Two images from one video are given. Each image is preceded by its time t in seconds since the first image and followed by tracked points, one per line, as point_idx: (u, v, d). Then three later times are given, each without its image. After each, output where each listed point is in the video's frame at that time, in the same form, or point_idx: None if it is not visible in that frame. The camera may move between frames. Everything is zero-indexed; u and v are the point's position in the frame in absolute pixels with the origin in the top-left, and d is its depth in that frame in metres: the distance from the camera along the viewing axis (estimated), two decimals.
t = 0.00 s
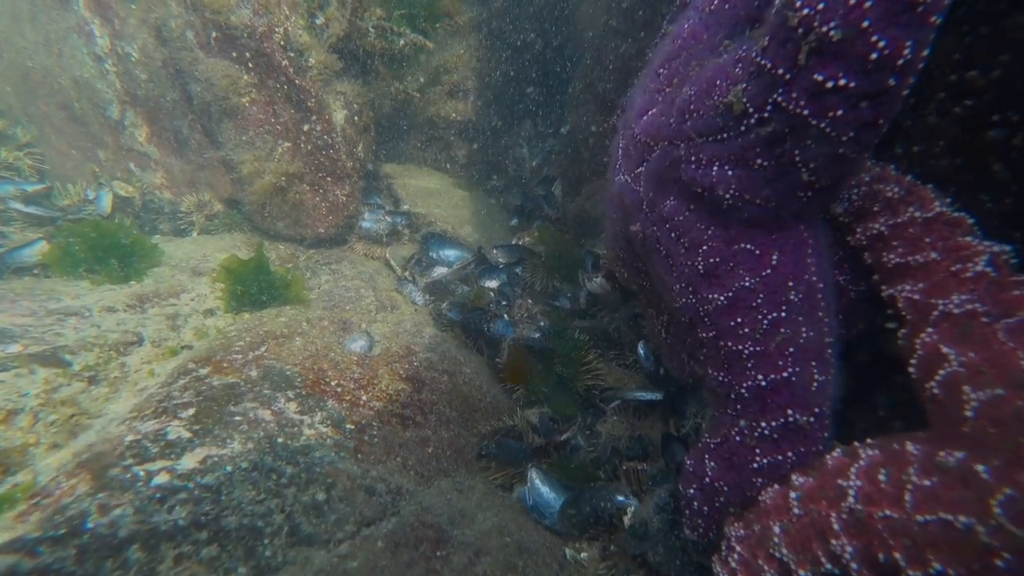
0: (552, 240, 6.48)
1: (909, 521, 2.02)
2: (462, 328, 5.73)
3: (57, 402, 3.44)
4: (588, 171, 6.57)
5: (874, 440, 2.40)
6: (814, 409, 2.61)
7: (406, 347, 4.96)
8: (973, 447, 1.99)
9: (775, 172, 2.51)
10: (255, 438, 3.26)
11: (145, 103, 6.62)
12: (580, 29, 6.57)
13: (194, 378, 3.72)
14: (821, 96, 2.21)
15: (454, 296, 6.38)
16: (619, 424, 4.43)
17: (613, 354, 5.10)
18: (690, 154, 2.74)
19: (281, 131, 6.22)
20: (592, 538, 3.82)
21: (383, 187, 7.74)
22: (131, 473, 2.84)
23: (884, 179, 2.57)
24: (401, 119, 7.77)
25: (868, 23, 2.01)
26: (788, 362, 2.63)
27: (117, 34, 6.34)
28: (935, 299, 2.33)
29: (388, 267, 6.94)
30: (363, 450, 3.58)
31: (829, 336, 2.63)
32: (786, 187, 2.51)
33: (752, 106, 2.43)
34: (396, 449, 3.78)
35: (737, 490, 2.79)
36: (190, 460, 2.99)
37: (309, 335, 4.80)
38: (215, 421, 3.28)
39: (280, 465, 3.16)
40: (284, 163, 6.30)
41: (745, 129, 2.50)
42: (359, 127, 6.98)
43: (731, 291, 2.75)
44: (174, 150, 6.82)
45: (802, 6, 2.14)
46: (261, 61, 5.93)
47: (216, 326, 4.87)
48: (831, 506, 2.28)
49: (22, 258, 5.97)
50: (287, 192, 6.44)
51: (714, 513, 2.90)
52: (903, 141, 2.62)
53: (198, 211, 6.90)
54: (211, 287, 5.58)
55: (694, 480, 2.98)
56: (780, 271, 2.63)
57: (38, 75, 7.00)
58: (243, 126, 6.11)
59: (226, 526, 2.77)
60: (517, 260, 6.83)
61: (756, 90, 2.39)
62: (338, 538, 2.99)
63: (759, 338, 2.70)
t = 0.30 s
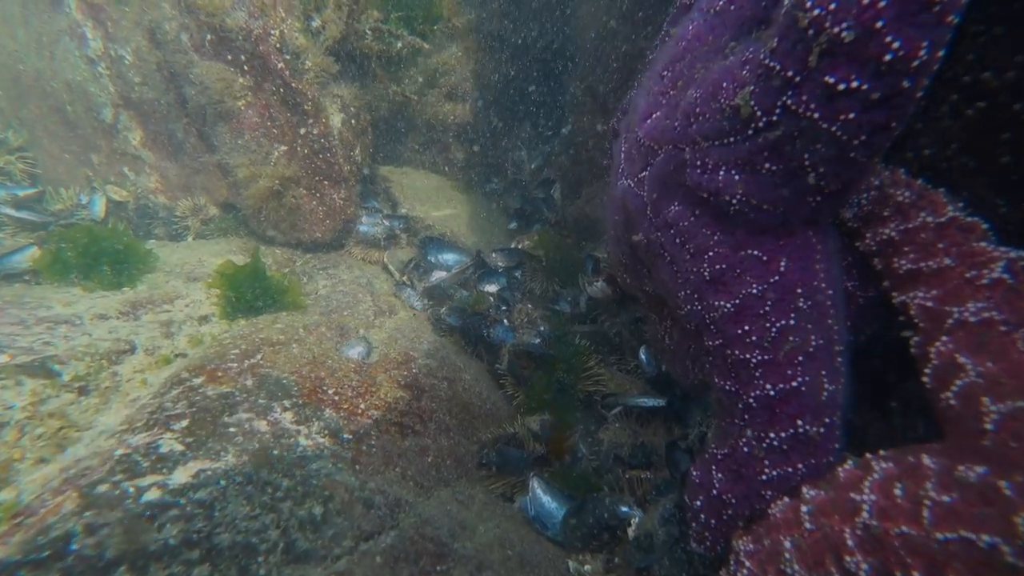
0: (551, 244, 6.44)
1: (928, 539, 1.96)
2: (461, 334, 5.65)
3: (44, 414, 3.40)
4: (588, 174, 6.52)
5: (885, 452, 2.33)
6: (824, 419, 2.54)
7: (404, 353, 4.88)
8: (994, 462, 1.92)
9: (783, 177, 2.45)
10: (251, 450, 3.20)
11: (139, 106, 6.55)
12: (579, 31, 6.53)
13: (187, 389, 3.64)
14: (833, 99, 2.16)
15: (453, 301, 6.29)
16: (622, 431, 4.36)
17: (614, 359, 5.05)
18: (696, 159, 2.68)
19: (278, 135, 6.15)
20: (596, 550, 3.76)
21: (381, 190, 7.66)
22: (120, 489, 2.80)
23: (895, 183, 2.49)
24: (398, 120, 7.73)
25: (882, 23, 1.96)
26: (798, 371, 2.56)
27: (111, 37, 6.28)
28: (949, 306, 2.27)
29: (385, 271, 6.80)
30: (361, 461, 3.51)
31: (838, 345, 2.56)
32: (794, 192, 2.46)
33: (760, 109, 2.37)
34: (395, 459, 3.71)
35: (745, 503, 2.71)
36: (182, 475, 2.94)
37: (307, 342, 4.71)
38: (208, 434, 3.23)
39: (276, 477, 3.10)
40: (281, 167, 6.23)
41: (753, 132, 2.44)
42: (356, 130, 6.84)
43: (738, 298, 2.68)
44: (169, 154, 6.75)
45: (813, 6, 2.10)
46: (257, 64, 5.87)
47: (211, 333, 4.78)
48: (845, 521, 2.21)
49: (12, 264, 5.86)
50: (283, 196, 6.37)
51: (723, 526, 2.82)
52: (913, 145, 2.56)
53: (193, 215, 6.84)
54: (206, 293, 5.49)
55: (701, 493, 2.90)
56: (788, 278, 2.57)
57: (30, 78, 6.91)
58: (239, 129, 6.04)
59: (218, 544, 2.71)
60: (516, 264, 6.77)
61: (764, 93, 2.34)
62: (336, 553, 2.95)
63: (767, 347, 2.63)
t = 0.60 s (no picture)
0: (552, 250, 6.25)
1: (947, 561, 1.88)
2: (460, 340, 5.60)
3: (28, 428, 3.41)
4: (587, 178, 6.46)
5: (897, 467, 2.27)
6: (833, 432, 2.46)
7: (402, 360, 4.80)
8: (1014, 481, 1.86)
9: (791, 185, 2.39)
10: (243, 464, 3.17)
11: (132, 110, 6.49)
12: (577, 34, 6.49)
13: (178, 401, 3.59)
14: (842, 105, 2.10)
15: (451, 307, 6.22)
16: (623, 439, 4.23)
17: (613, 365, 4.96)
18: (700, 165, 2.62)
19: (274, 139, 6.08)
20: (598, 564, 3.62)
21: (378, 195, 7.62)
22: (104, 507, 2.79)
23: (904, 189, 2.43)
24: (395, 123, 7.60)
25: (895, 27, 1.91)
26: (806, 383, 2.49)
27: (103, 40, 6.23)
28: (963, 316, 2.19)
29: (383, 276, 6.76)
30: (357, 473, 3.46)
31: (847, 355, 2.49)
32: (801, 200, 2.40)
33: (767, 115, 2.32)
34: (393, 470, 3.66)
35: (753, 517, 2.62)
36: (171, 490, 2.94)
37: (302, 350, 4.63)
38: (199, 448, 3.20)
39: (270, 492, 3.06)
40: (276, 172, 6.15)
41: (759, 139, 2.39)
42: (353, 133, 6.77)
43: (744, 307, 2.62)
44: (163, 158, 6.69)
45: (823, 9, 2.03)
46: (252, 67, 5.80)
47: (205, 340, 4.70)
48: (858, 540, 2.14)
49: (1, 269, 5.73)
50: (279, 202, 6.29)
51: (729, 541, 2.72)
52: (922, 151, 2.50)
53: (187, 220, 6.75)
54: (200, 299, 5.40)
55: (706, 507, 2.81)
56: (796, 287, 2.51)
57: (21, 81, 6.83)
58: (234, 133, 5.98)
59: (208, 563, 2.69)
60: (514, 270, 6.70)
61: (771, 98, 2.29)
62: (333, 569, 2.90)
63: (774, 357, 2.56)
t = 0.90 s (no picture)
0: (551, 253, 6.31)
1: None
2: (460, 344, 5.55)
3: (18, 438, 3.35)
4: (588, 180, 6.42)
5: (909, 476, 2.22)
6: (843, 440, 2.39)
7: (401, 365, 4.74)
8: None
9: (798, 188, 2.34)
10: (240, 474, 3.13)
11: (128, 113, 6.45)
12: (577, 36, 6.45)
13: (173, 408, 3.57)
14: (853, 106, 2.05)
15: (451, 310, 6.16)
16: (625, 444, 4.12)
17: (614, 368, 4.85)
18: (705, 168, 2.58)
19: (271, 141, 6.03)
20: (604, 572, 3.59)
21: (376, 198, 7.56)
22: (95, 520, 2.76)
23: (913, 192, 2.39)
24: (393, 124, 7.53)
25: (908, 26, 1.86)
26: (815, 390, 2.42)
27: (98, 42, 6.18)
28: (977, 322, 2.15)
29: (382, 279, 6.77)
30: (356, 481, 3.44)
31: (856, 361, 2.43)
32: (810, 203, 2.34)
33: (774, 117, 2.27)
34: (392, 477, 3.66)
35: (761, 528, 2.52)
36: (166, 501, 2.91)
37: (300, 355, 4.57)
38: (194, 457, 3.18)
39: (267, 501, 3.04)
40: (274, 175, 6.09)
41: (766, 141, 2.33)
42: (352, 136, 6.73)
43: (750, 312, 2.57)
44: (159, 161, 6.64)
45: (832, 9, 1.98)
46: (249, 69, 5.75)
47: (201, 345, 4.66)
48: (871, 552, 2.09)
49: None
50: (276, 205, 6.25)
51: (737, 552, 2.62)
52: (933, 153, 2.46)
53: (184, 223, 6.70)
54: (197, 303, 5.35)
55: (713, 516, 2.71)
56: (804, 292, 2.46)
57: (15, 83, 6.77)
58: (232, 136, 5.94)
59: None
60: (514, 272, 6.66)
61: (779, 100, 2.24)
62: None
63: (781, 364, 2.50)
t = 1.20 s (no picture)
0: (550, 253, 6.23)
1: None
2: (457, 346, 5.47)
3: None
4: (586, 179, 6.35)
5: (924, 486, 2.13)
6: (854, 448, 2.29)
7: (397, 368, 4.63)
8: None
9: (808, 188, 2.27)
10: (228, 483, 3.15)
11: (118, 111, 6.35)
12: (576, 34, 6.36)
13: (162, 414, 3.52)
14: (867, 102, 1.97)
15: (448, 312, 6.06)
16: (626, 449, 3.97)
17: (614, 371, 4.79)
18: (710, 167, 2.51)
19: (264, 141, 5.93)
20: None
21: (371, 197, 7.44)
22: (74, 536, 2.77)
23: (926, 193, 2.33)
24: (389, 124, 7.43)
25: (928, 18, 1.77)
26: (824, 396, 2.33)
27: (86, 39, 6.08)
28: (993, 326, 2.05)
29: (378, 281, 6.67)
30: (351, 489, 3.44)
31: (867, 367, 2.34)
32: (820, 203, 2.27)
33: (784, 114, 2.19)
34: (388, 484, 3.63)
35: (769, 539, 2.44)
36: (151, 515, 2.92)
37: (293, 359, 4.46)
38: (181, 466, 3.16)
39: (257, 513, 3.06)
40: (267, 175, 5.99)
41: (775, 139, 2.25)
42: (346, 136, 6.54)
43: (757, 316, 2.49)
44: (149, 160, 6.54)
45: None
46: (241, 67, 5.64)
47: (192, 349, 4.58)
48: (886, 567, 2.01)
49: None
50: (269, 205, 6.15)
51: (744, 565, 2.52)
52: (945, 153, 2.41)
53: (176, 223, 6.62)
54: (188, 306, 5.24)
55: (719, 526, 2.62)
56: (813, 295, 2.37)
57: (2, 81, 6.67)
58: (224, 135, 5.84)
59: None
60: (512, 273, 6.57)
61: (789, 97, 2.16)
62: None
63: (789, 369, 2.41)
